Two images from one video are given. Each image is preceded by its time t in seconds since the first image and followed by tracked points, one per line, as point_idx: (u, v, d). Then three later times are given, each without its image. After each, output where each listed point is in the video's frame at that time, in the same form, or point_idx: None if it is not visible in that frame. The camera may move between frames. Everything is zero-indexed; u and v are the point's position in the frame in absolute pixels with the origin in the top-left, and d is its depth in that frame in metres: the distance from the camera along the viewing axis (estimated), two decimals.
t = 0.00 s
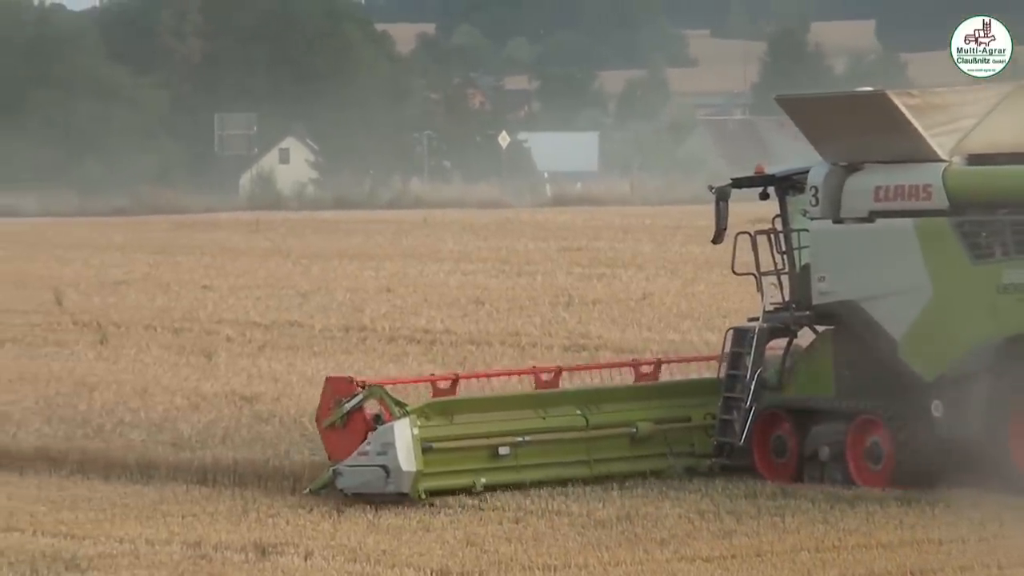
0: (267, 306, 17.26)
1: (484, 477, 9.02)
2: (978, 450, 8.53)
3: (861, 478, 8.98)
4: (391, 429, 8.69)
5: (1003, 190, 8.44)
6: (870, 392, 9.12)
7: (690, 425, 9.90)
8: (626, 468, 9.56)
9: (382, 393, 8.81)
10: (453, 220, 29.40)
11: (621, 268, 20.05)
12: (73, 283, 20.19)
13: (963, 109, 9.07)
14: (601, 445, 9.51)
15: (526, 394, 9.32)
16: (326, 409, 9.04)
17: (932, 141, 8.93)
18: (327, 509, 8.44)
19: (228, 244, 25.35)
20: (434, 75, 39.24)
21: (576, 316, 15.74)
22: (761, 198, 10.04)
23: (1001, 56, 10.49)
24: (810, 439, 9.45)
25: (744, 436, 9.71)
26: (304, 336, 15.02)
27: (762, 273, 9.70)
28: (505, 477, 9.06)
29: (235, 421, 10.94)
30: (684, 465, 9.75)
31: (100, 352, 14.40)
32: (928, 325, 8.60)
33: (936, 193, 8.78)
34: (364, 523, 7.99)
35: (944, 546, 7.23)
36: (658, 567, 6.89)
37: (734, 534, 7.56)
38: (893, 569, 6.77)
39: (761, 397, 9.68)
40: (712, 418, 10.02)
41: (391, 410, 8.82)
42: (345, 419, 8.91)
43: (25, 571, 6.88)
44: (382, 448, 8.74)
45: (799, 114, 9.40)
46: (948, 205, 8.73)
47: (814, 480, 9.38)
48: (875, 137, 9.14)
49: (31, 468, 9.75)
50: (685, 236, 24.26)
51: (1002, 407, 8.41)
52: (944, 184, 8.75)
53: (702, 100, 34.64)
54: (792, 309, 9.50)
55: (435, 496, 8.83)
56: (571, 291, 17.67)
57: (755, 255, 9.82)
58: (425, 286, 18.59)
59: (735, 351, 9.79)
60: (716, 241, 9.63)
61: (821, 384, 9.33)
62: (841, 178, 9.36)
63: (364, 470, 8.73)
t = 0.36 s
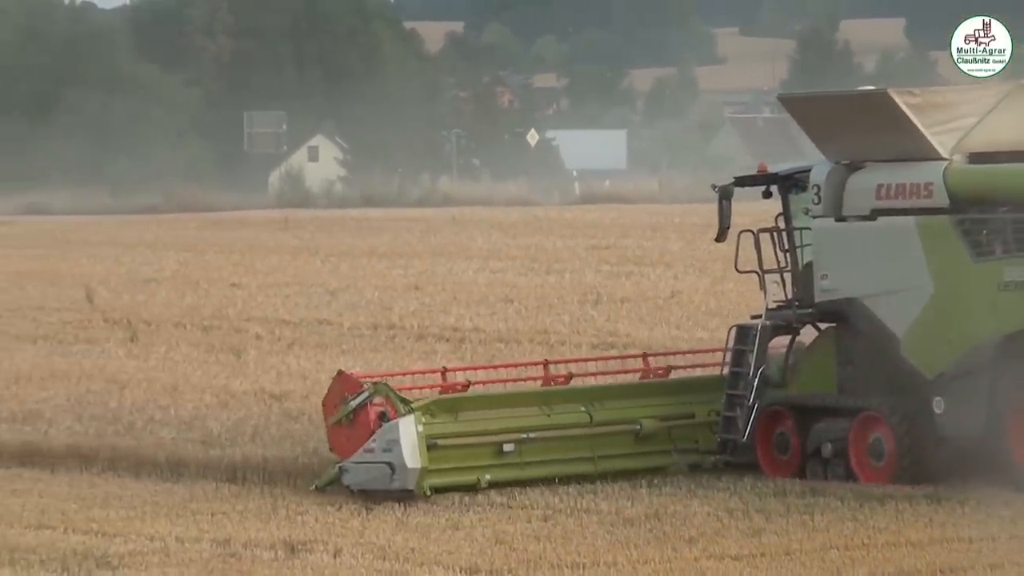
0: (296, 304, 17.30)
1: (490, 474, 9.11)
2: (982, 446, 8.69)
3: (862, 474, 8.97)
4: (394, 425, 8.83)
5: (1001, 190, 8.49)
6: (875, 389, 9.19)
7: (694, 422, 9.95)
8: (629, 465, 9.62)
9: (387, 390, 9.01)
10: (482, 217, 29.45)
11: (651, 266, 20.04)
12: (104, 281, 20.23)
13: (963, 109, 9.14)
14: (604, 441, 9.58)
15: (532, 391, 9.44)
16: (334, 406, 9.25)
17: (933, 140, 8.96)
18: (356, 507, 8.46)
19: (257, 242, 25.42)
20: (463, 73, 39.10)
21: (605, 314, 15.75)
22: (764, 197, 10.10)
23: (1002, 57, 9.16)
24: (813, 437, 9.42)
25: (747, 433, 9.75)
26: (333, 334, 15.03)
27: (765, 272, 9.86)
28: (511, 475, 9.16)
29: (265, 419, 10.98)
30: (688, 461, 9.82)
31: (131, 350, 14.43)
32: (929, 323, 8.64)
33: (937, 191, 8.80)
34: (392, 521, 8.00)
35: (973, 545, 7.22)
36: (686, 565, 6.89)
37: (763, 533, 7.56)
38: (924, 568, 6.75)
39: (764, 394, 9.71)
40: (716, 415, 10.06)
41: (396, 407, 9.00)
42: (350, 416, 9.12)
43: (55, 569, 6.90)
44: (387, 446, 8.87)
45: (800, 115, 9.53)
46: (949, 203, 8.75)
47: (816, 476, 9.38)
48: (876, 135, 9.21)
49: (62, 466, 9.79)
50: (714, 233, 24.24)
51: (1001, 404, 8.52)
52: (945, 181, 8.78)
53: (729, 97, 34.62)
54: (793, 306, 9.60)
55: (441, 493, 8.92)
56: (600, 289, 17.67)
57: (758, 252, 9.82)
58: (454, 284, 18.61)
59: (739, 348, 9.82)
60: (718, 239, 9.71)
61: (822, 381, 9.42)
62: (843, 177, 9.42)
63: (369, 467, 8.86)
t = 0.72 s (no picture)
0: (327, 303, 17.33)
1: (497, 470, 9.16)
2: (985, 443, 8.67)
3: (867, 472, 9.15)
4: (403, 423, 8.87)
5: (1007, 186, 8.50)
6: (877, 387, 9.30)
7: (701, 419, 10.01)
8: (636, 462, 9.70)
9: (395, 388, 9.03)
10: (510, 216, 29.41)
11: (681, 264, 20.01)
12: (136, 280, 20.29)
13: (967, 108, 9.18)
14: (611, 438, 9.64)
15: (541, 388, 9.49)
16: (343, 402, 9.29)
17: (938, 139, 9.04)
18: (387, 504, 8.48)
19: (287, 240, 25.42)
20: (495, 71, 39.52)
21: (636, 312, 15.73)
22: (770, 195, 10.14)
23: (1002, 57, 9.44)
24: (818, 434, 9.57)
25: (753, 431, 9.88)
26: (364, 332, 15.06)
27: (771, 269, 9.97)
28: (517, 471, 9.19)
29: (296, 417, 11.01)
30: (694, 458, 9.90)
31: (163, 348, 14.48)
32: (935, 322, 8.73)
33: (942, 190, 8.84)
34: (424, 518, 8.02)
35: (1004, 543, 7.21)
36: (717, 564, 6.88)
37: (794, 531, 7.54)
38: (957, 566, 6.74)
39: (770, 390, 9.86)
40: (723, 412, 10.11)
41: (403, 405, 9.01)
42: (359, 413, 9.18)
43: (89, 566, 6.93)
44: (396, 442, 8.93)
45: (807, 111, 9.55)
46: (954, 202, 8.79)
47: (821, 473, 9.47)
48: (881, 134, 9.25)
49: (95, 464, 9.83)
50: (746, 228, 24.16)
51: (1007, 400, 8.51)
52: (950, 180, 8.83)
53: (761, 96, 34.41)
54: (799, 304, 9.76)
55: (448, 489, 8.97)
56: (630, 287, 17.66)
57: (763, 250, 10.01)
58: (485, 282, 18.61)
59: (745, 346, 9.93)
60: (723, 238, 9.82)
61: (827, 378, 9.52)
62: (849, 175, 9.50)
63: (378, 464, 8.93)
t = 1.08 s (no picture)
0: (357, 302, 17.33)
1: (504, 467, 9.18)
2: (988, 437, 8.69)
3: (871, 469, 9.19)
4: (410, 421, 8.92)
5: (1010, 184, 8.63)
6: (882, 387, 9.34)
7: (705, 417, 9.98)
8: (641, 460, 9.69)
9: (404, 386, 9.07)
10: (541, 215, 29.31)
11: (711, 263, 19.94)
12: (167, 279, 20.32)
13: (972, 108, 9.32)
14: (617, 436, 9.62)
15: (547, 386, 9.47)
16: (348, 401, 9.32)
17: (944, 138, 9.16)
18: (417, 504, 8.49)
19: (318, 239, 25.41)
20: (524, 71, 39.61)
21: (665, 311, 15.70)
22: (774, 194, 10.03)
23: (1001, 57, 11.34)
24: (823, 431, 9.55)
25: (757, 427, 9.79)
26: (394, 331, 15.08)
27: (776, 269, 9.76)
28: (524, 468, 9.23)
29: (324, 416, 11.03)
30: (698, 456, 9.87)
31: (193, 347, 14.53)
32: (940, 320, 8.80)
33: (947, 189, 8.98)
34: (454, 518, 8.03)
35: None
36: (746, 563, 6.88)
37: (823, 530, 7.53)
38: (986, 565, 6.72)
39: (776, 390, 9.82)
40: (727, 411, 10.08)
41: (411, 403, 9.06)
42: (366, 411, 9.21)
43: (120, 565, 6.96)
44: (403, 439, 8.97)
45: (814, 110, 9.64)
46: (960, 200, 8.93)
47: (825, 470, 9.50)
48: (887, 133, 9.36)
49: (126, 464, 9.88)
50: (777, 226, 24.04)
51: (1009, 399, 8.56)
52: (956, 179, 8.95)
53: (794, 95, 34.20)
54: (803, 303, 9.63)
55: (458, 486, 9.01)
56: (660, 287, 17.62)
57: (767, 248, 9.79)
58: (514, 282, 18.59)
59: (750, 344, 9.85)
60: (729, 238, 9.81)
61: (832, 376, 9.56)
62: (854, 174, 9.56)
63: (386, 462, 8.99)
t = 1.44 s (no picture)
0: (383, 299, 17.38)
1: (505, 463, 9.18)
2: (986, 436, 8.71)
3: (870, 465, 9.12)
4: (412, 416, 8.93)
5: (1011, 184, 8.66)
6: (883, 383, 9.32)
7: (706, 413, 9.95)
8: (640, 456, 9.64)
9: (405, 382, 9.11)
10: (566, 213, 29.35)
11: (736, 260, 19.95)
12: (193, 276, 20.41)
13: (971, 107, 9.31)
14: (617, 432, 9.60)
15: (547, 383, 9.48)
16: (352, 395, 9.40)
17: (943, 136, 9.15)
18: (442, 501, 8.49)
19: (344, 236, 25.50)
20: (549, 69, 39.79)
21: (691, 309, 15.70)
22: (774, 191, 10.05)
23: (1001, 57, 11.96)
24: (822, 428, 9.48)
25: (758, 424, 9.82)
26: (419, 328, 15.12)
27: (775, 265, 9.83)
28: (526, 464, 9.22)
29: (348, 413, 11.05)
30: (698, 452, 9.84)
31: (219, 344, 14.57)
32: (939, 319, 8.81)
33: (946, 187, 8.99)
34: (479, 515, 8.04)
35: None
36: (772, 561, 6.86)
37: (849, 528, 7.51)
38: (1012, 564, 6.69)
39: (774, 386, 9.80)
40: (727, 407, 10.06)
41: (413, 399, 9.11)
42: (367, 406, 9.27)
43: (147, 562, 6.98)
44: (404, 435, 8.99)
45: (813, 109, 9.67)
46: (958, 198, 8.94)
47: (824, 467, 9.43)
48: (887, 132, 9.36)
49: (152, 461, 9.90)
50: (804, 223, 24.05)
51: (1007, 398, 8.57)
52: (955, 177, 8.96)
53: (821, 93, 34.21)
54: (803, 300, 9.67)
55: (461, 482, 9.02)
56: (685, 284, 17.64)
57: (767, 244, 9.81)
58: (539, 279, 18.63)
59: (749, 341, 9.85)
60: (728, 234, 9.76)
61: (830, 373, 9.51)
62: (854, 173, 9.56)
63: (388, 458, 8.97)
